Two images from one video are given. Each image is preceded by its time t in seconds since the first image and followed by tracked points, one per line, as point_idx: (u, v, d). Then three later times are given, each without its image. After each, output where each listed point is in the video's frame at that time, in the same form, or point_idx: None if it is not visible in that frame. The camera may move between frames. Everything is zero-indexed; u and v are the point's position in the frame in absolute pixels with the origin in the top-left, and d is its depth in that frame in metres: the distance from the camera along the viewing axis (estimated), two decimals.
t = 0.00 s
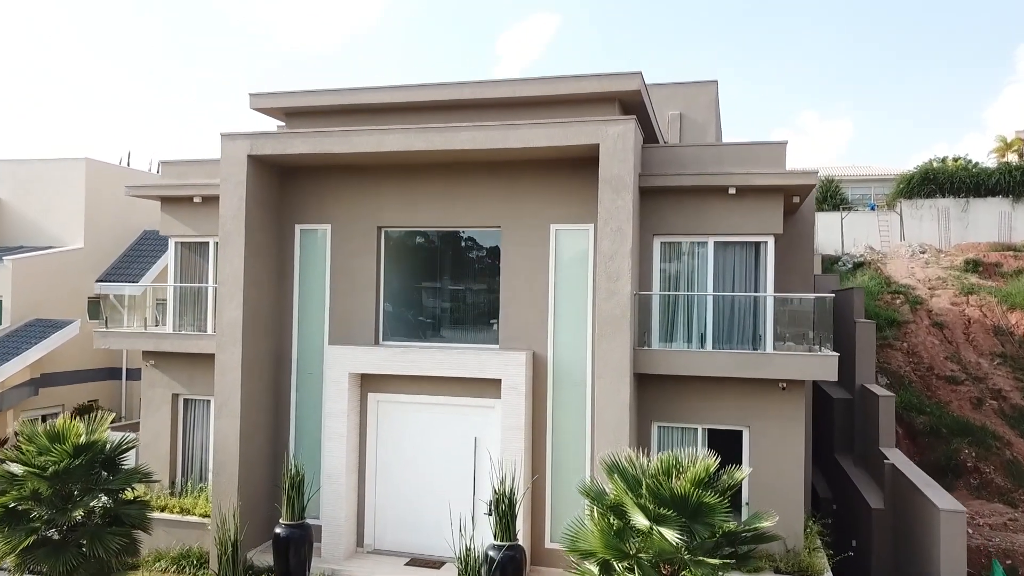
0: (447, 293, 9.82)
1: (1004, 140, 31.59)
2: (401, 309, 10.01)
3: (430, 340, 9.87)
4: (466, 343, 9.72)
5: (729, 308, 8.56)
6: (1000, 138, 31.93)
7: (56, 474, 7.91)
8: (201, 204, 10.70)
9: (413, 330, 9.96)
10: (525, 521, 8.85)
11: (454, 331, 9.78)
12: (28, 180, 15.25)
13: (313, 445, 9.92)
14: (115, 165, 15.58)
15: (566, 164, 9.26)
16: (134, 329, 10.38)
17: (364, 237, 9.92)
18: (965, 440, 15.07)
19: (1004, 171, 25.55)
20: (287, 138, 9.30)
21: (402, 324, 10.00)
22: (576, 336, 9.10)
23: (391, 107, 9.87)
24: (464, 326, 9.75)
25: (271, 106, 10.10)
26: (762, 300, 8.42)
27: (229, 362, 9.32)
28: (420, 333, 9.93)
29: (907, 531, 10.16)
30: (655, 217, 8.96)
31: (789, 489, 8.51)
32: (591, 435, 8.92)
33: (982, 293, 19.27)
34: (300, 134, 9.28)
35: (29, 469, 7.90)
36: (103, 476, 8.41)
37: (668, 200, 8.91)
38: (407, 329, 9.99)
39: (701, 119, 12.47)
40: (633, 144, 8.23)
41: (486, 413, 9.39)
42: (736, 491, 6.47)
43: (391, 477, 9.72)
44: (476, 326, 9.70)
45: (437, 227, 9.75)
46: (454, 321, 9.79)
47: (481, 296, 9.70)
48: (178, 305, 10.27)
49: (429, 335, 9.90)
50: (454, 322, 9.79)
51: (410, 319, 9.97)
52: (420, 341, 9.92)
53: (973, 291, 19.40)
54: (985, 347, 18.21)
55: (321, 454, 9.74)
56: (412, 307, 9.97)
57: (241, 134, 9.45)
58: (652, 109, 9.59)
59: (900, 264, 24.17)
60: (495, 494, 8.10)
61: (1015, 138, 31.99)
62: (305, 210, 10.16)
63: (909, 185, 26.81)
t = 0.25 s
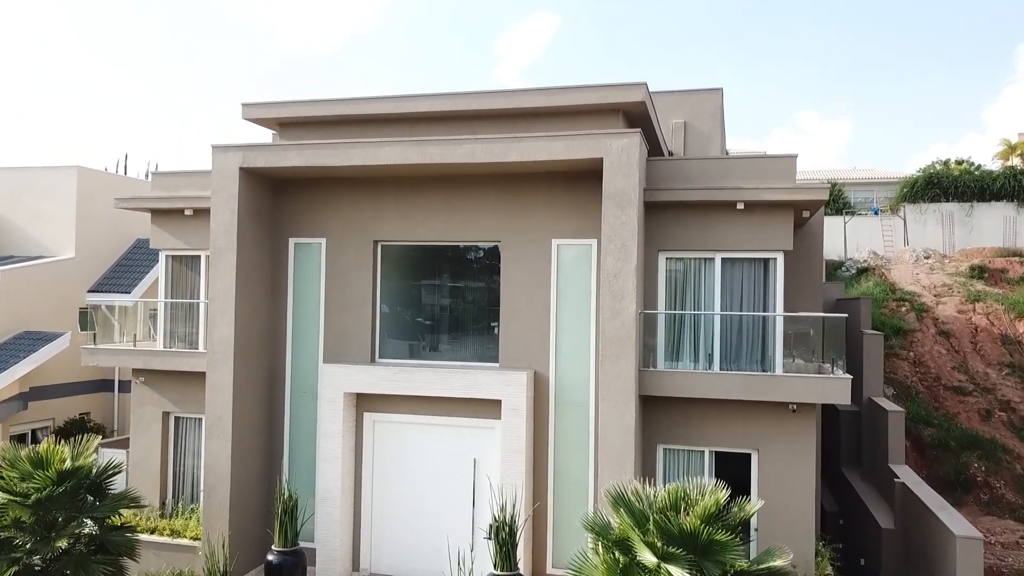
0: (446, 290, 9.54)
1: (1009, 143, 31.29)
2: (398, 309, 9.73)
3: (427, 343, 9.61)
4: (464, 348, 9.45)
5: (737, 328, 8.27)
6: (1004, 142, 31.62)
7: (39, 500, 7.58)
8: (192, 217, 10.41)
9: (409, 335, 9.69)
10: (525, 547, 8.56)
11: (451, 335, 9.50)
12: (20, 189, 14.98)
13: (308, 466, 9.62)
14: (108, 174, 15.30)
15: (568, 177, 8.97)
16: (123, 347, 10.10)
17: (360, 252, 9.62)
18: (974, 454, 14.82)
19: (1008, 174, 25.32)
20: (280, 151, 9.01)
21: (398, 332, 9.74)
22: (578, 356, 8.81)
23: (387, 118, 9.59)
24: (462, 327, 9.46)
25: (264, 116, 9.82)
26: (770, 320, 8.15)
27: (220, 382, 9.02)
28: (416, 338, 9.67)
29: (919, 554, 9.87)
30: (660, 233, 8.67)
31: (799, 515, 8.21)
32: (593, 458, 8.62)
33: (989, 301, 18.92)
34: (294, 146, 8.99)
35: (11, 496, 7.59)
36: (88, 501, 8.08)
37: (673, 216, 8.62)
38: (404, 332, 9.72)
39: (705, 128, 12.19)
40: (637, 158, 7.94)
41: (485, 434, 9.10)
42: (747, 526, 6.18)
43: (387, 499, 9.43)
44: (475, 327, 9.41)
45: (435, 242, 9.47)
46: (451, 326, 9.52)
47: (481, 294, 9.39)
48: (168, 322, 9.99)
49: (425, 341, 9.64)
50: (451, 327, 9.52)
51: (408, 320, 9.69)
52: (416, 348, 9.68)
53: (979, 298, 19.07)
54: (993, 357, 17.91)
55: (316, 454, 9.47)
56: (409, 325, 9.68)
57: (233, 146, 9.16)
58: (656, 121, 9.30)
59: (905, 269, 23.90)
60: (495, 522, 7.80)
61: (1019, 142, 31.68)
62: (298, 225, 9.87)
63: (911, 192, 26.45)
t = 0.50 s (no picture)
0: (445, 289, 9.19)
1: (1013, 146, 30.95)
2: (396, 309, 9.36)
3: (426, 344, 9.21)
4: (464, 349, 9.07)
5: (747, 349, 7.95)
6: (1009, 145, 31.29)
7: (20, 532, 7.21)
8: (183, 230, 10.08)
9: (407, 336, 9.30)
10: None
11: (451, 335, 9.11)
12: (10, 198, 14.67)
13: (301, 490, 9.29)
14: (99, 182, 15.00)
15: (571, 190, 8.65)
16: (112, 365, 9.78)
17: (355, 267, 9.30)
18: (984, 468, 14.51)
19: (1014, 178, 24.90)
20: (272, 163, 8.69)
21: (397, 336, 9.36)
22: (582, 377, 8.48)
23: (384, 130, 9.27)
24: (463, 326, 9.08)
25: (255, 127, 9.50)
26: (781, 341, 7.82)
27: (210, 403, 8.69)
28: (414, 339, 9.27)
29: None
30: (667, 250, 8.35)
31: (811, 544, 7.88)
32: (597, 483, 8.29)
33: (997, 310, 18.84)
34: (286, 159, 8.67)
35: None
36: (71, 530, 7.74)
37: (680, 232, 8.30)
38: (402, 334, 9.34)
39: (710, 136, 11.86)
40: (643, 173, 7.62)
41: (484, 457, 8.78)
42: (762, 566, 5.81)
43: (383, 524, 9.11)
44: (475, 325, 9.03)
45: (433, 257, 9.14)
46: (450, 326, 9.13)
47: (482, 292, 9.04)
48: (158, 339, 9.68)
49: (424, 343, 9.23)
50: (450, 327, 9.13)
51: (407, 320, 9.31)
52: (415, 351, 9.27)
53: (987, 306, 19.04)
54: (1001, 367, 17.57)
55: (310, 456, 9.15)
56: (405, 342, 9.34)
57: (223, 158, 8.84)
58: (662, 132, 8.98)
59: (910, 275, 23.52)
60: (495, 553, 7.49)
61: None
62: (292, 239, 9.54)
63: (916, 195, 25.98)
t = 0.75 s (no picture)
0: (444, 288, 8.82)
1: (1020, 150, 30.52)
2: (395, 308, 8.97)
3: (425, 345, 8.80)
4: (464, 350, 8.68)
5: (758, 374, 7.61)
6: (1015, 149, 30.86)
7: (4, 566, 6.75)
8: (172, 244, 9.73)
9: (405, 337, 8.89)
10: None
11: (450, 334, 8.71)
12: None
13: (293, 516, 8.95)
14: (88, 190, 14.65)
15: (574, 205, 8.30)
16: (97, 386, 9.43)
17: (349, 284, 8.95)
18: (997, 485, 14.15)
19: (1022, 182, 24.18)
20: (263, 177, 8.34)
21: (393, 338, 8.97)
22: (585, 401, 8.12)
23: (379, 142, 8.92)
24: (462, 324, 8.70)
25: (246, 138, 9.15)
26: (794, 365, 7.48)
27: (198, 426, 8.34)
28: (412, 339, 8.86)
29: None
30: (674, 269, 8.02)
31: None
32: (601, 511, 7.95)
33: (1005, 317, 18.56)
34: (277, 172, 8.32)
35: None
36: (52, 561, 7.31)
37: (688, 250, 7.96)
38: (400, 334, 8.93)
39: (717, 146, 11.50)
40: (650, 189, 7.27)
41: (484, 483, 8.43)
42: None
43: (378, 551, 8.76)
44: (476, 323, 8.66)
45: (430, 274, 8.79)
46: (450, 325, 8.74)
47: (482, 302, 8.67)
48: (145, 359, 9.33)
49: (422, 343, 8.82)
50: (449, 324, 8.74)
51: (406, 320, 8.91)
52: (412, 353, 8.87)
53: (996, 314, 18.71)
54: (1012, 378, 17.16)
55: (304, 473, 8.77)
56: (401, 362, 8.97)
57: (212, 172, 8.50)
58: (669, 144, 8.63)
59: (915, 281, 23.09)
60: None
61: None
62: (284, 255, 9.20)
63: (921, 199, 25.56)
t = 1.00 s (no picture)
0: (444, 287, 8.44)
1: None
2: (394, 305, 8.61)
3: (423, 343, 8.47)
4: (464, 349, 8.33)
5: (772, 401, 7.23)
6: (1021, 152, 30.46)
7: None
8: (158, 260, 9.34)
9: (403, 335, 8.54)
10: None
11: (449, 333, 8.38)
12: None
13: (284, 545, 8.56)
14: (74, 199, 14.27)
15: (578, 221, 7.91)
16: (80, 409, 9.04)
17: (343, 303, 8.57)
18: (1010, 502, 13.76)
19: None
20: (252, 193, 7.95)
21: (390, 345, 8.61)
22: (589, 427, 7.74)
23: (373, 154, 8.53)
24: (461, 323, 8.35)
25: (235, 150, 8.77)
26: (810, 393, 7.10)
27: (184, 453, 7.95)
28: (411, 338, 8.52)
29: None
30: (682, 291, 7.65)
31: None
32: (606, 543, 7.57)
33: (1014, 327, 18.25)
34: (267, 187, 7.93)
35: None
36: None
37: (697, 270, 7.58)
38: (397, 332, 8.58)
39: (723, 155, 11.12)
40: (659, 208, 6.89)
41: (483, 513, 8.04)
42: None
43: None
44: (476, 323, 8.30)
45: (427, 293, 8.41)
46: (449, 324, 8.40)
47: (480, 326, 8.29)
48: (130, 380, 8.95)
49: (421, 342, 8.48)
50: (449, 323, 8.40)
51: (405, 319, 8.55)
52: (411, 352, 8.53)
53: (1004, 323, 18.44)
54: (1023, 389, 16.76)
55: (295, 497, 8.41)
56: (397, 384, 8.59)
57: (199, 186, 8.10)
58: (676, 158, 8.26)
59: (921, 287, 22.69)
60: None
61: None
62: (274, 272, 8.82)
63: (926, 203, 25.22)
